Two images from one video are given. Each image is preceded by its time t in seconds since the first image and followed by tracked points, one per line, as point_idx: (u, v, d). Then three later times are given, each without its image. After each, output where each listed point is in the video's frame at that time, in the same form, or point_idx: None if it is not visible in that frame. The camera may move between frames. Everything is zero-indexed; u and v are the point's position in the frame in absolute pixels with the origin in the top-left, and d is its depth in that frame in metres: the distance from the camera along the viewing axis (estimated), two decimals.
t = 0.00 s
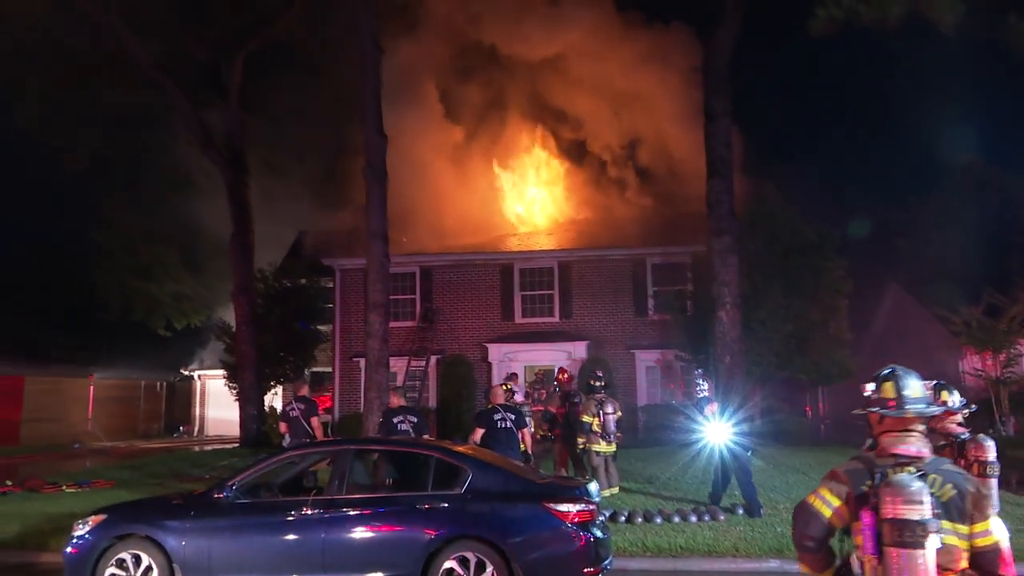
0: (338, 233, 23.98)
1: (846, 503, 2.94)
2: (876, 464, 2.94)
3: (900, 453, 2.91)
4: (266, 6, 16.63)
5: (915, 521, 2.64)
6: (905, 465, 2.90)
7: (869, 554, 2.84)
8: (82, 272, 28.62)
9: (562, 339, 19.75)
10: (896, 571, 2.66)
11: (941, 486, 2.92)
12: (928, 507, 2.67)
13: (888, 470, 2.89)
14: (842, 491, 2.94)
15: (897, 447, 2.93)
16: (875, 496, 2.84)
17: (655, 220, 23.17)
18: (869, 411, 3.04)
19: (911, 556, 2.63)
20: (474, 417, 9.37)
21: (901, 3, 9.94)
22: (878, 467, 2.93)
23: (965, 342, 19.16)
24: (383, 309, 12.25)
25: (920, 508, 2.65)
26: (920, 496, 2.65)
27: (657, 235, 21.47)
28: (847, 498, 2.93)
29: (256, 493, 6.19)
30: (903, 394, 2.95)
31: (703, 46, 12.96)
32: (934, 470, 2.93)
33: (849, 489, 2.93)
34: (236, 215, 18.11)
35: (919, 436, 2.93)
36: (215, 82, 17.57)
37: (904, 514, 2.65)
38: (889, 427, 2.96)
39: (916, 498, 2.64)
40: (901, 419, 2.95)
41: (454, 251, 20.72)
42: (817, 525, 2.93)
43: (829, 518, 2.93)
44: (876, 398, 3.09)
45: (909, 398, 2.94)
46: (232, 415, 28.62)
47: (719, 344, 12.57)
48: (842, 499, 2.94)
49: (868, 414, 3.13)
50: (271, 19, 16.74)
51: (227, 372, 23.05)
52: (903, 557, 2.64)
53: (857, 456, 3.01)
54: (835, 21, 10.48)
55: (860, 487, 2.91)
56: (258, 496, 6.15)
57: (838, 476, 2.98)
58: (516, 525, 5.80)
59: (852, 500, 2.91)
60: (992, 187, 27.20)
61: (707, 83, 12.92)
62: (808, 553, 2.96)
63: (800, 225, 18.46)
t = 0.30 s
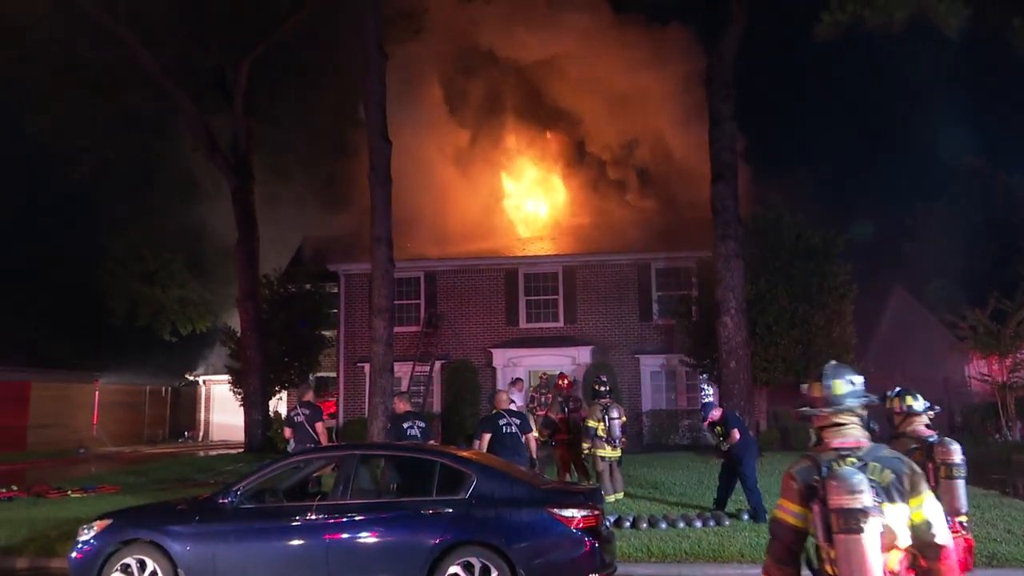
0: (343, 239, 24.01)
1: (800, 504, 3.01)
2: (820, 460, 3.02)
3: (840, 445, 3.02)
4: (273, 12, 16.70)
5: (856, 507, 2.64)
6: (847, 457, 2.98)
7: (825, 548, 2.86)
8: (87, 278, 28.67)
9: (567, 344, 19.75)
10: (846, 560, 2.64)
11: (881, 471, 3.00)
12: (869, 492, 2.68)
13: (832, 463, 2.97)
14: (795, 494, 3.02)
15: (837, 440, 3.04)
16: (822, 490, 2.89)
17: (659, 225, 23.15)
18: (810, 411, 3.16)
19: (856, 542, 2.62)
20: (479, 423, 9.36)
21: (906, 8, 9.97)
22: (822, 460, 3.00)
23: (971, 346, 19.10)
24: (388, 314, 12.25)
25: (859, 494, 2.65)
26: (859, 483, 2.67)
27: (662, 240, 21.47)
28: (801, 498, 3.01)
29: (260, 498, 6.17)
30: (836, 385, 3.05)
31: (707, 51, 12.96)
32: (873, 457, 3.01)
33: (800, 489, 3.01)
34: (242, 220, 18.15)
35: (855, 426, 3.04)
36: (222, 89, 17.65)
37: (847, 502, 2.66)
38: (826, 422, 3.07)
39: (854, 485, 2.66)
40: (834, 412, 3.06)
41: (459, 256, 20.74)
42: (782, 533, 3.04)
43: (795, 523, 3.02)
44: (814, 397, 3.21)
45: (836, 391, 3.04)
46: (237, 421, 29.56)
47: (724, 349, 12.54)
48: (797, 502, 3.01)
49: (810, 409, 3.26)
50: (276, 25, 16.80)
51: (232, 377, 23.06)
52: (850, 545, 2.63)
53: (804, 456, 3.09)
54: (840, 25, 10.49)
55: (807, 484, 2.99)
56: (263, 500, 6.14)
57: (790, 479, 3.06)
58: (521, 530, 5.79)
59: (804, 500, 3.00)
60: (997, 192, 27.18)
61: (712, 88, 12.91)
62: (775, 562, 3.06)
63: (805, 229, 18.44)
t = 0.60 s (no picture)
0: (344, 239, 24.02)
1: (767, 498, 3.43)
2: (785, 456, 3.39)
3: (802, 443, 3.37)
4: (273, 12, 16.70)
5: (812, 495, 3.02)
6: (809, 453, 3.35)
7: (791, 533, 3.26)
8: (87, 279, 28.71)
9: (566, 344, 19.75)
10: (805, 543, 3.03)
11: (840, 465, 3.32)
12: (824, 483, 3.04)
13: (794, 458, 3.35)
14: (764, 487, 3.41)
15: (800, 438, 3.41)
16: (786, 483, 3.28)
17: (658, 225, 23.15)
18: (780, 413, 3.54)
19: (811, 528, 3.01)
20: (479, 423, 9.36)
21: (906, 8, 9.97)
22: (786, 457, 3.38)
23: (971, 346, 19.13)
24: (388, 314, 12.24)
25: (814, 483, 3.03)
26: (814, 476, 3.04)
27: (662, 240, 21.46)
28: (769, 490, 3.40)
29: (260, 498, 6.17)
30: (800, 389, 3.43)
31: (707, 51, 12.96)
32: (833, 453, 3.34)
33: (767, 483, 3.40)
34: (242, 221, 18.14)
35: (817, 427, 3.42)
36: (222, 89, 17.66)
37: (805, 492, 3.03)
38: (792, 423, 3.46)
39: (810, 477, 3.03)
40: (799, 414, 3.44)
41: (459, 257, 20.74)
42: (755, 525, 3.47)
43: (765, 517, 3.45)
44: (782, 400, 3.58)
45: (796, 395, 3.43)
46: (237, 421, 29.57)
47: (724, 349, 12.53)
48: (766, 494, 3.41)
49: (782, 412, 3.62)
50: (276, 26, 16.80)
51: (232, 378, 23.06)
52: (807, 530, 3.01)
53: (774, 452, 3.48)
54: (840, 25, 10.49)
55: (774, 477, 3.38)
56: (263, 501, 6.14)
57: (760, 475, 3.46)
58: (521, 531, 5.79)
59: (771, 494, 3.42)
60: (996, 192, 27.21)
61: (712, 89, 12.90)
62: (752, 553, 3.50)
63: (805, 229, 18.46)
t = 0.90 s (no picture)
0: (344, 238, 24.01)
1: (751, 484, 3.75)
2: (770, 449, 3.76)
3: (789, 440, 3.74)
4: (273, 12, 16.70)
5: (794, 487, 3.40)
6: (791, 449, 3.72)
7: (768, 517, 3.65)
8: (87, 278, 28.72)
9: (566, 343, 19.75)
10: (784, 527, 3.43)
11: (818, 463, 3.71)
12: (805, 476, 3.42)
13: (779, 452, 3.73)
14: (748, 475, 3.75)
15: (786, 436, 3.78)
16: (770, 473, 3.65)
17: (659, 224, 23.15)
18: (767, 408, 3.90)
19: (790, 514, 3.41)
20: (479, 422, 9.36)
21: (906, 8, 9.97)
22: (772, 451, 3.76)
23: (970, 345, 19.13)
24: (388, 313, 12.25)
25: (797, 476, 3.41)
26: (798, 470, 3.42)
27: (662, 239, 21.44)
28: (752, 479, 3.74)
29: (260, 497, 6.17)
30: (791, 393, 3.80)
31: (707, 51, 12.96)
32: (812, 452, 3.72)
33: (750, 472, 3.75)
34: (242, 220, 18.15)
35: (800, 426, 3.79)
36: (223, 89, 17.67)
37: (787, 484, 3.42)
38: (778, 420, 3.84)
39: (794, 470, 3.41)
40: (785, 413, 3.83)
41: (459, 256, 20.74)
42: (735, 507, 3.77)
43: (747, 501, 3.75)
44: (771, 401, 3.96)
45: (787, 396, 3.80)
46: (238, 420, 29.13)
47: (724, 348, 12.52)
48: (749, 481, 3.75)
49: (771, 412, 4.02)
50: (277, 25, 16.80)
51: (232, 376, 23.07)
52: (786, 516, 3.42)
53: (759, 443, 3.84)
54: (840, 25, 10.49)
55: (759, 467, 3.73)
56: (263, 499, 6.14)
57: (744, 463, 3.79)
58: (521, 530, 5.80)
59: (756, 480, 3.72)
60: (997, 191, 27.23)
61: (713, 88, 12.90)
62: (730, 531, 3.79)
63: (805, 228, 18.46)
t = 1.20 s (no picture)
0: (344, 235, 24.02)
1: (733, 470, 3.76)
2: (751, 438, 3.84)
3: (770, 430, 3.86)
4: (272, 10, 16.69)
5: (779, 475, 3.54)
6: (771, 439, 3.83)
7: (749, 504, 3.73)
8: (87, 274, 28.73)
9: (566, 340, 19.74)
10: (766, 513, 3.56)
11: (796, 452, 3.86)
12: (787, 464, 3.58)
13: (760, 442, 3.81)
14: (730, 462, 3.77)
15: (767, 425, 3.88)
16: (753, 461, 3.72)
17: (659, 221, 23.14)
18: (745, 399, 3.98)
19: (774, 501, 3.54)
20: (479, 419, 9.36)
21: (908, 6, 9.96)
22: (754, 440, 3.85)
23: (971, 342, 19.13)
24: (388, 310, 12.26)
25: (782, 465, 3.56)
26: (782, 460, 3.57)
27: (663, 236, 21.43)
28: (734, 466, 3.77)
29: (261, 494, 6.18)
30: (767, 386, 3.94)
31: (707, 47, 12.96)
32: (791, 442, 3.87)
33: (731, 459, 3.78)
34: (242, 216, 18.14)
35: (778, 417, 3.92)
36: (222, 86, 17.64)
37: (772, 473, 3.55)
38: (758, 410, 3.95)
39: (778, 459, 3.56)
40: (764, 405, 3.95)
41: (459, 253, 20.73)
42: (720, 493, 3.75)
43: (729, 487, 3.75)
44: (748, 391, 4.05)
45: (769, 389, 3.93)
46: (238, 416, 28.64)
47: (724, 344, 12.53)
48: (731, 469, 3.76)
49: (744, 403, 4.11)
50: (276, 22, 16.77)
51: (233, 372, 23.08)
52: (769, 503, 3.55)
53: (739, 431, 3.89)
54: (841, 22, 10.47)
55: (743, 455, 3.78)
56: (263, 496, 6.15)
57: (725, 450, 3.82)
58: (521, 527, 5.81)
59: (738, 467, 3.75)
60: (998, 188, 27.20)
61: (713, 86, 12.90)
62: (708, 515, 3.76)
63: (805, 225, 18.45)
